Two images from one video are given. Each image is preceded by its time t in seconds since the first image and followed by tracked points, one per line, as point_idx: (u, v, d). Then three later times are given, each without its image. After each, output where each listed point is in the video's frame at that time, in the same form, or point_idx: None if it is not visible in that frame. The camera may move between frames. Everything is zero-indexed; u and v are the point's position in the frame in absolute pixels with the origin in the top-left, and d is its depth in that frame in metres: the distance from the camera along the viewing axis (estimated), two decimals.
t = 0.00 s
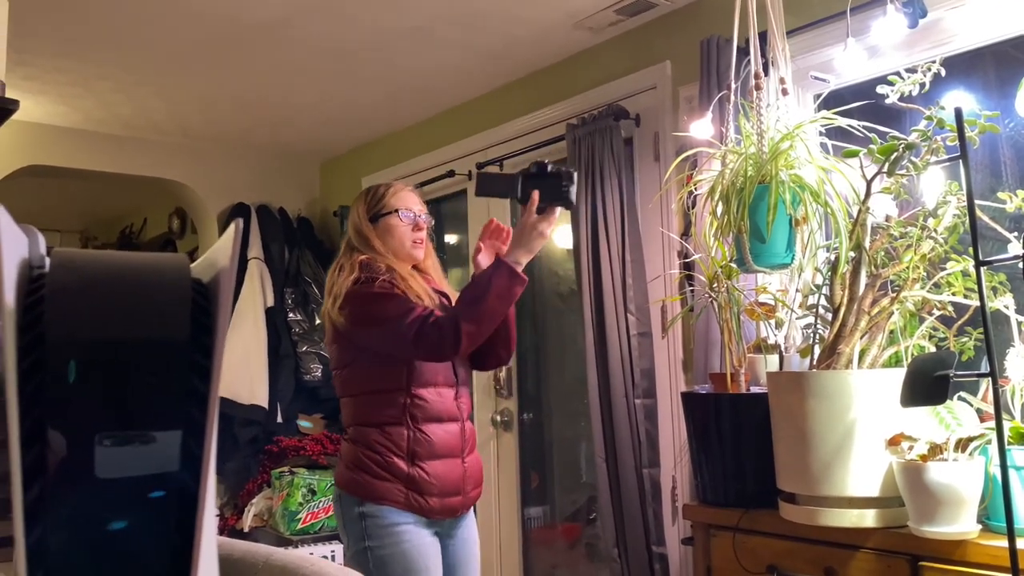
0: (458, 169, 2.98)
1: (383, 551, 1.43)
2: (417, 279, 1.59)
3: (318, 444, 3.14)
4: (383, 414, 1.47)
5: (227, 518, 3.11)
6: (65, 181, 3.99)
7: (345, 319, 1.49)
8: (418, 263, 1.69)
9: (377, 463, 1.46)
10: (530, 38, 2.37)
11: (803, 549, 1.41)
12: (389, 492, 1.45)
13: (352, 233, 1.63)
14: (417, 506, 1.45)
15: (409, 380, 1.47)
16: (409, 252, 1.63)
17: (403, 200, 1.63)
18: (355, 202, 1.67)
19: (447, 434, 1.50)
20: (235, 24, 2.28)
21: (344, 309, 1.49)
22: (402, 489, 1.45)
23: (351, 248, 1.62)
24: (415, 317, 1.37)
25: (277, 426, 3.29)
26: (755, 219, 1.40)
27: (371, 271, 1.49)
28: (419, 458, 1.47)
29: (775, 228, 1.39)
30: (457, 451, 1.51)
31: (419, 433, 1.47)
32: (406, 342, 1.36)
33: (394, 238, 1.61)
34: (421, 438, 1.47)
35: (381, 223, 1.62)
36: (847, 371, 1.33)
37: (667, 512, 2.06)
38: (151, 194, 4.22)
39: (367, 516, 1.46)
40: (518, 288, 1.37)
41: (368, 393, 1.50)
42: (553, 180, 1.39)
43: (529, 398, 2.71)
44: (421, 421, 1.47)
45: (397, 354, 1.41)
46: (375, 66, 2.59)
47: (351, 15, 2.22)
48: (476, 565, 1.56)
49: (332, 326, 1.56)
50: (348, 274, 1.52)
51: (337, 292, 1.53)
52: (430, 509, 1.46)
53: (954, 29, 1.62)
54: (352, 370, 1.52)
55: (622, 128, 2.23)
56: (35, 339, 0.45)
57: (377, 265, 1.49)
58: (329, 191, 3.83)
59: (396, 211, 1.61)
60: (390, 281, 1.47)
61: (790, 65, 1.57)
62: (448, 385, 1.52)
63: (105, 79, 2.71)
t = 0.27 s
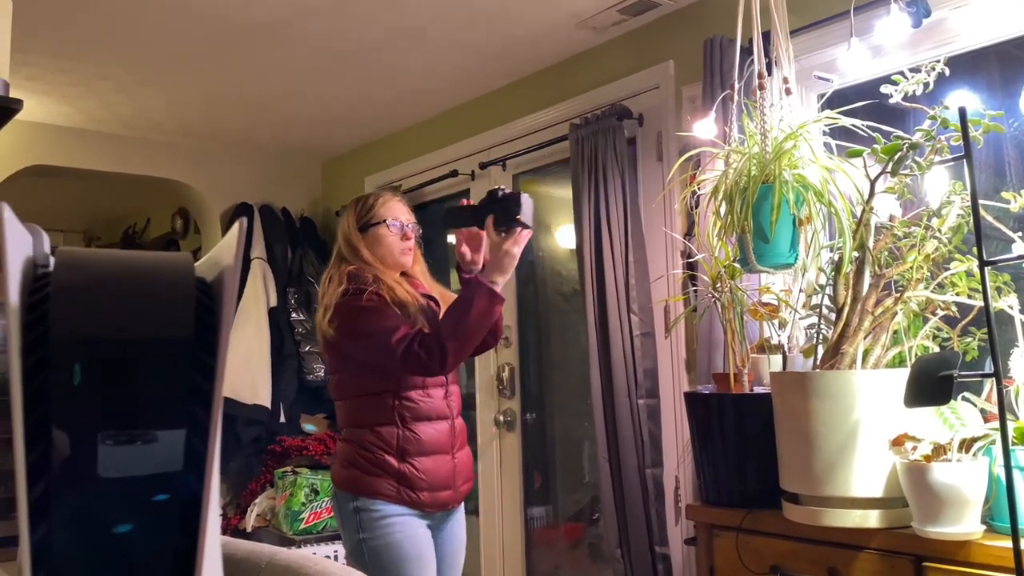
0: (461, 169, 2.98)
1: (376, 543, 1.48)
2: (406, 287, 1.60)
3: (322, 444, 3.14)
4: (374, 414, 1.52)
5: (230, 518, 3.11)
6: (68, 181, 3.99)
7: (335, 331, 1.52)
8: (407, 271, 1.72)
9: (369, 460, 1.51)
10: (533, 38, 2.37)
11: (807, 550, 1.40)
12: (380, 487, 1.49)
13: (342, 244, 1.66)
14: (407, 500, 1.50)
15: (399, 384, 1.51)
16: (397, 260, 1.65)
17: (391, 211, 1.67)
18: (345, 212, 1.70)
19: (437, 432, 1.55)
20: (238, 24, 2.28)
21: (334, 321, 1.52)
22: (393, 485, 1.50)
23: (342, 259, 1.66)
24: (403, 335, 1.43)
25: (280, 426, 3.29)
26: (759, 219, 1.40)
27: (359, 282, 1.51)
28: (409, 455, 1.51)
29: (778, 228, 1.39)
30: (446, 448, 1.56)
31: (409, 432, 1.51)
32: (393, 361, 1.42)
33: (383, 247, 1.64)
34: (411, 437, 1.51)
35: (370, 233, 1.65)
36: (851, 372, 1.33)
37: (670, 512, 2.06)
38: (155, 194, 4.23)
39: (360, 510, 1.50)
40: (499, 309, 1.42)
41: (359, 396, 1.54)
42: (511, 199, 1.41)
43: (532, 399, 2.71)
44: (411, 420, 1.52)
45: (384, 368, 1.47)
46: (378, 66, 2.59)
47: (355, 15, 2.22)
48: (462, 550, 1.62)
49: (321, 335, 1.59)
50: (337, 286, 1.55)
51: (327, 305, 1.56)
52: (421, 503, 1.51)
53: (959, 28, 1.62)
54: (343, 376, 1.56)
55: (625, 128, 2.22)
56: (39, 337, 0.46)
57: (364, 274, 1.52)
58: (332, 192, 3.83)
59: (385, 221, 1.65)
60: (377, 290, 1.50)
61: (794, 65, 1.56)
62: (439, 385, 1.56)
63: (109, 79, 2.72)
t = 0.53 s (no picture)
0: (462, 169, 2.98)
1: (358, 532, 1.53)
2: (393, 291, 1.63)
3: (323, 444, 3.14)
4: (359, 411, 1.57)
5: (231, 517, 3.11)
6: (71, 181, 4.00)
7: (323, 334, 1.58)
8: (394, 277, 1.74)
9: (352, 453, 1.56)
10: (534, 38, 2.37)
11: (809, 550, 1.40)
12: (362, 479, 1.54)
13: (330, 249, 1.71)
14: (389, 492, 1.55)
15: (382, 384, 1.56)
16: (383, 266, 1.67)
17: (377, 217, 1.70)
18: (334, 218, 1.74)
19: (418, 428, 1.60)
20: (240, 25, 2.29)
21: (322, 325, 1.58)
22: (375, 477, 1.55)
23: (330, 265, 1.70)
24: (388, 339, 1.49)
25: (282, 426, 3.29)
26: (760, 219, 1.40)
27: (346, 287, 1.57)
28: (390, 449, 1.56)
29: (780, 228, 1.39)
30: (428, 443, 1.61)
31: (390, 427, 1.56)
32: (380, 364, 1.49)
33: (368, 253, 1.67)
34: (392, 432, 1.56)
35: (356, 238, 1.68)
36: (852, 372, 1.33)
37: (672, 512, 2.06)
38: (157, 194, 4.23)
39: (344, 501, 1.56)
40: (477, 313, 1.57)
41: (343, 395, 1.59)
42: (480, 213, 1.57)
43: (533, 398, 2.71)
44: (393, 416, 1.57)
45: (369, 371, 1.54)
46: (380, 67, 2.60)
47: (356, 16, 2.23)
48: (447, 538, 1.67)
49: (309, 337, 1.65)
50: (325, 292, 1.61)
51: (316, 310, 1.62)
52: (401, 494, 1.56)
53: (961, 28, 1.62)
54: (330, 376, 1.62)
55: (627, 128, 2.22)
56: (41, 338, 0.47)
57: (350, 279, 1.58)
58: (334, 192, 3.84)
59: (372, 228, 1.68)
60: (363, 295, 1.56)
61: (796, 65, 1.56)
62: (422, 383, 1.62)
63: (111, 80, 2.72)
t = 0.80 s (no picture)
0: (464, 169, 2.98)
1: (341, 524, 1.56)
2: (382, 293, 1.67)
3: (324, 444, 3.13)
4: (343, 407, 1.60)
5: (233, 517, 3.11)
6: (73, 181, 4.00)
7: (311, 333, 1.62)
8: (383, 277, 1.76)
9: (335, 447, 1.59)
10: (537, 38, 2.37)
11: (811, 550, 1.40)
12: (344, 473, 1.56)
13: (319, 250, 1.72)
14: (369, 486, 1.56)
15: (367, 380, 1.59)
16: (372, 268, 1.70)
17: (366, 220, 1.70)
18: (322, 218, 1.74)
19: (402, 425, 1.61)
20: (242, 24, 2.29)
21: (311, 325, 1.61)
22: (357, 471, 1.57)
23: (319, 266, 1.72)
24: (374, 337, 1.53)
25: (284, 425, 3.29)
26: (762, 219, 1.40)
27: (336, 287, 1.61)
28: (372, 444, 1.58)
29: (781, 228, 1.39)
30: (411, 440, 1.63)
31: (373, 422, 1.58)
32: (365, 361, 1.53)
33: (356, 254, 1.69)
34: (375, 427, 1.58)
35: (345, 240, 1.69)
36: (854, 372, 1.33)
37: (673, 512, 2.06)
38: (159, 194, 4.23)
39: (327, 494, 1.58)
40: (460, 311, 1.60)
41: (331, 391, 1.62)
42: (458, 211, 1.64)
43: (535, 399, 2.71)
44: (376, 412, 1.59)
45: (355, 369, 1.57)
46: (381, 67, 2.60)
47: (358, 16, 2.23)
48: (431, 537, 1.68)
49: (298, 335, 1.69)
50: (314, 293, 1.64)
51: (305, 310, 1.65)
52: (382, 489, 1.57)
53: (963, 28, 1.61)
54: (317, 372, 1.65)
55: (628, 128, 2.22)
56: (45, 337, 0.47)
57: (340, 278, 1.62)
58: (335, 192, 3.84)
59: (360, 229, 1.69)
60: (351, 295, 1.60)
61: (798, 65, 1.56)
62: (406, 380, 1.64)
63: (113, 79, 2.72)
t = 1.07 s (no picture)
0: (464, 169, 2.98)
1: (319, 529, 1.56)
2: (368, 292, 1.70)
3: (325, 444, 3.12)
4: (328, 408, 1.60)
5: (234, 517, 3.11)
6: (74, 181, 4.00)
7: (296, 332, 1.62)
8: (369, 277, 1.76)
9: (319, 449, 1.59)
10: (538, 38, 2.37)
11: (812, 550, 1.40)
12: (328, 475, 1.56)
13: (304, 251, 1.74)
14: (353, 489, 1.56)
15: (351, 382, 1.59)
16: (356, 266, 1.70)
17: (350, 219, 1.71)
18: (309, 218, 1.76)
19: (386, 426, 1.61)
20: (244, 24, 2.29)
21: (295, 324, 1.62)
22: (340, 473, 1.56)
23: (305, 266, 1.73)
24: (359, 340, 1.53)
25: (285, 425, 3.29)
26: (763, 220, 1.40)
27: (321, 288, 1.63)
28: (357, 446, 1.58)
29: (782, 228, 1.39)
30: (396, 441, 1.62)
31: (358, 424, 1.58)
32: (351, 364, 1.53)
33: (340, 254, 1.69)
34: (359, 429, 1.58)
35: (329, 240, 1.70)
36: (856, 372, 1.33)
37: (675, 513, 2.06)
38: (160, 194, 4.24)
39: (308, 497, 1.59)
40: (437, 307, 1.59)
41: (315, 392, 1.62)
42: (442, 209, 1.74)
43: (536, 399, 2.71)
44: (361, 413, 1.59)
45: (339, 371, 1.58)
46: (382, 67, 2.60)
47: (359, 15, 2.23)
48: (419, 533, 1.69)
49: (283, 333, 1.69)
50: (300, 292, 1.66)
51: (290, 309, 1.67)
52: (366, 491, 1.57)
53: (965, 28, 1.60)
54: (301, 372, 1.65)
55: (629, 128, 2.22)
56: (48, 336, 0.47)
57: (325, 278, 1.64)
58: (336, 192, 3.84)
59: (344, 228, 1.69)
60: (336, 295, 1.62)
61: (800, 65, 1.56)
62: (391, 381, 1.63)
63: (114, 79, 2.73)
